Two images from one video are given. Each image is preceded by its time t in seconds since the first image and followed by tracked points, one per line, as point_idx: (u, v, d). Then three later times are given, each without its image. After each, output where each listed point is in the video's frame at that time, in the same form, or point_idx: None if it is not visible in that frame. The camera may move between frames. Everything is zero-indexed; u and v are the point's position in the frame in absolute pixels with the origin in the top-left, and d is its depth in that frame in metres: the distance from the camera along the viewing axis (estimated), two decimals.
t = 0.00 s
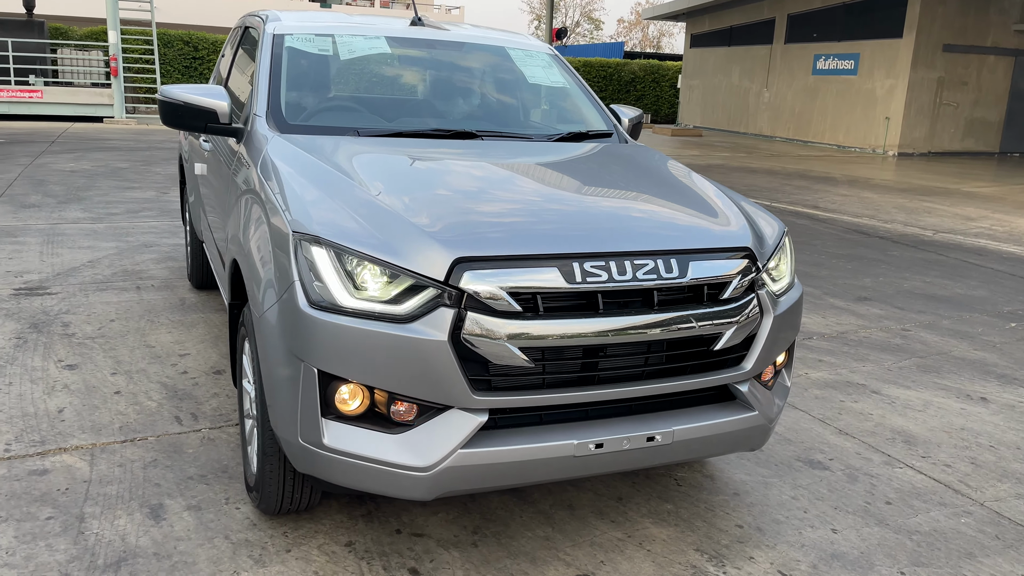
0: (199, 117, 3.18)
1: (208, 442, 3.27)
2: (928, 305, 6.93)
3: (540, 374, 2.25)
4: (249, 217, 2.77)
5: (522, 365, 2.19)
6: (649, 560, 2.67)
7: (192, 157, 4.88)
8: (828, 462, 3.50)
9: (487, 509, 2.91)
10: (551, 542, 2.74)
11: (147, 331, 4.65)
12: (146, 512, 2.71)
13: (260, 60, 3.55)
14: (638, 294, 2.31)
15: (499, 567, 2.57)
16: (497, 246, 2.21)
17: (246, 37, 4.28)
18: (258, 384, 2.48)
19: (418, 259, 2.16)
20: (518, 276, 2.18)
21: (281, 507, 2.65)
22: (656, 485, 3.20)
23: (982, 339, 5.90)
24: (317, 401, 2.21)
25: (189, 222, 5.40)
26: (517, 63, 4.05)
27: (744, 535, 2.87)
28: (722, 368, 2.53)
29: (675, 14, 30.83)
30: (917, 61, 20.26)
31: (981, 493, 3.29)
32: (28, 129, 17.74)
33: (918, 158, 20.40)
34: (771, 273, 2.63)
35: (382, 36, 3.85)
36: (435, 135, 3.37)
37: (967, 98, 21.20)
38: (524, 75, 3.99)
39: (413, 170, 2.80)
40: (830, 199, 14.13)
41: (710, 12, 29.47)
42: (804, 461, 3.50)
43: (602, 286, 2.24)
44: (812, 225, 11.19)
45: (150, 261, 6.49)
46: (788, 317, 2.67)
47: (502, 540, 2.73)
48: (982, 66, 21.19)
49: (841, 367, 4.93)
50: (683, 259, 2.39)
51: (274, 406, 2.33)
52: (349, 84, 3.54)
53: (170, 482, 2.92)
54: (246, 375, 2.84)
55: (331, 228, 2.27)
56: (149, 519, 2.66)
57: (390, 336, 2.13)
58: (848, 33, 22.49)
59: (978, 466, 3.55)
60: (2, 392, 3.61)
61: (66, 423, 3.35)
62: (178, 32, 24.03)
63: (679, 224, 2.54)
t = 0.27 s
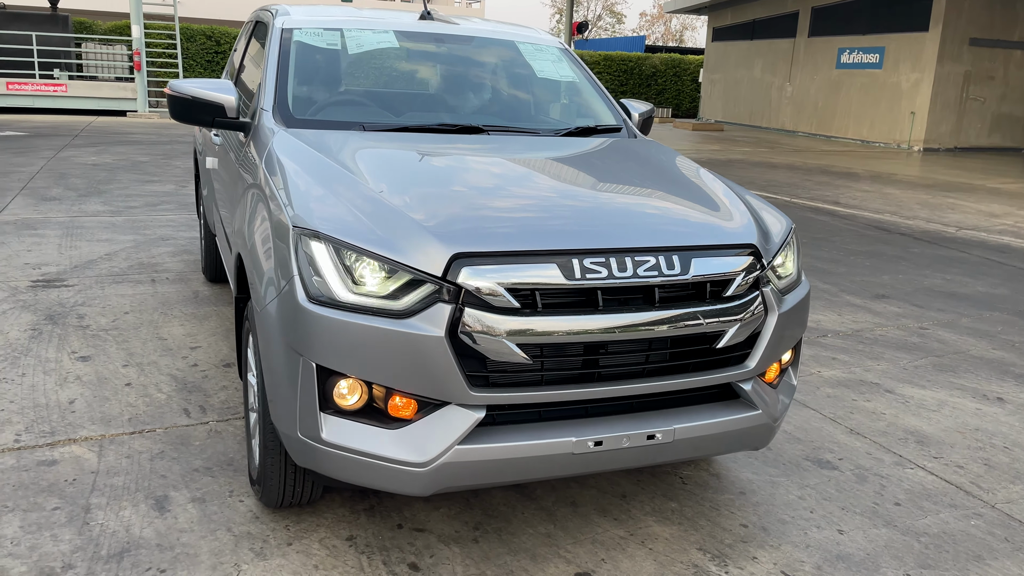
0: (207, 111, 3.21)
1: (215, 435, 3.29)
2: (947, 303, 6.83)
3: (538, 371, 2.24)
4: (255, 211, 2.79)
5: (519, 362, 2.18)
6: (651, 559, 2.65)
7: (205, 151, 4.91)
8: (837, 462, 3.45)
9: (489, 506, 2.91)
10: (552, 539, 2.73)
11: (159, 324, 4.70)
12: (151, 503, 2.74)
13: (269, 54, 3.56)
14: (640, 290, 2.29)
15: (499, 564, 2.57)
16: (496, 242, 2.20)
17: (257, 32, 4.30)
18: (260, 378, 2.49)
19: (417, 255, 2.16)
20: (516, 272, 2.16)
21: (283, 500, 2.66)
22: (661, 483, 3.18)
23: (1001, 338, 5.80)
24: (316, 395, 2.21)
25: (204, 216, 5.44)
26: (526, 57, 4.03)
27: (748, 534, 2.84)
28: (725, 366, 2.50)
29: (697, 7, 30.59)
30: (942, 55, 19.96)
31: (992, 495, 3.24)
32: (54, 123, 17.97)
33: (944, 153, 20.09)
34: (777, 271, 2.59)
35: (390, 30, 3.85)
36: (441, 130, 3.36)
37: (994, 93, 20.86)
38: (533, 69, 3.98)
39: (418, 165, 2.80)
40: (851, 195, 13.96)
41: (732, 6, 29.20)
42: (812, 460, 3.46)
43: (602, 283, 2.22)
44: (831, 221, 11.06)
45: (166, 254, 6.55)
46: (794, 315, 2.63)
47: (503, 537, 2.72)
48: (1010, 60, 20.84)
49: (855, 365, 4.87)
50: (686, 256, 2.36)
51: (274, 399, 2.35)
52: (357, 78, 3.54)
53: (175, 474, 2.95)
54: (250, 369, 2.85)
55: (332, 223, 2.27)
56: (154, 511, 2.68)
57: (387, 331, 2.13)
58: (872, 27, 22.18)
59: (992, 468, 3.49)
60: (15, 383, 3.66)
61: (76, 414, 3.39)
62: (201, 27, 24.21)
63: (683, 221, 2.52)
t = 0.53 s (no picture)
0: (218, 103, 3.24)
1: (225, 423, 3.34)
2: (970, 298, 6.72)
3: (537, 361, 2.24)
4: (262, 201, 2.82)
5: (517, 353, 2.19)
6: (652, 551, 2.65)
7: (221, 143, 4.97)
8: (847, 457, 3.42)
9: (492, 496, 2.92)
10: (554, 530, 2.74)
11: (175, 313, 4.76)
12: (160, 489, 2.78)
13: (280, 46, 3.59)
14: (640, 282, 2.28)
15: (500, 553, 2.58)
16: (496, 233, 2.21)
17: (270, 24, 4.33)
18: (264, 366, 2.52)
19: (417, 245, 2.17)
20: (516, 262, 2.17)
21: (287, 488, 2.69)
22: (666, 476, 3.17)
23: None
24: (317, 383, 2.23)
25: (220, 207, 5.49)
26: (537, 49, 4.02)
27: (752, 528, 2.83)
28: (729, 359, 2.49)
29: None
30: (971, 47, 19.60)
31: (1003, 492, 3.19)
32: (81, 116, 18.23)
33: (972, 147, 19.74)
34: (782, 264, 2.57)
35: (401, 22, 3.86)
36: (449, 121, 3.36)
37: None
38: (542, 60, 3.97)
39: (424, 156, 2.81)
40: (875, 188, 13.77)
41: None
42: (821, 455, 3.44)
43: (602, 274, 2.22)
44: (854, 216, 10.92)
45: (186, 244, 6.63)
46: (799, 308, 2.61)
47: (505, 527, 2.73)
48: None
49: (870, 360, 4.81)
50: (688, 248, 2.35)
51: (277, 388, 2.37)
52: (367, 69, 3.56)
53: (184, 461, 2.99)
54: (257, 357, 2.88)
55: (334, 213, 2.28)
56: (162, 497, 2.73)
57: (386, 321, 2.15)
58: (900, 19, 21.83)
59: (1005, 465, 3.44)
60: (33, 370, 3.74)
61: (90, 400, 3.46)
62: (225, 21, 24.41)
63: (687, 213, 2.50)
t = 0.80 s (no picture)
0: (232, 94, 3.26)
1: (238, 412, 3.37)
2: (995, 293, 6.60)
3: (541, 352, 2.24)
4: (273, 191, 2.84)
5: (521, 344, 2.19)
6: (659, 544, 2.64)
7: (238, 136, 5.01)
8: (861, 452, 3.38)
9: (500, 486, 2.93)
10: (561, 521, 2.74)
11: (193, 303, 4.82)
12: (172, 476, 2.82)
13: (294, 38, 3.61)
14: (646, 273, 2.28)
15: (506, 544, 2.59)
16: (501, 223, 2.20)
17: (286, 16, 4.36)
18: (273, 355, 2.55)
19: (422, 235, 2.17)
20: (520, 253, 2.17)
21: (297, 476, 2.72)
22: (676, 469, 3.15)
23: None
24: (322, 372, 2.25)
25: (239, 199, 5.54)
26: (552, 40, 4.01)
27: (761, 522, 2.81)
28: (737, 351, 2.47)
29: None
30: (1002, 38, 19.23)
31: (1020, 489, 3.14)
32: (108, 108, 18.48)
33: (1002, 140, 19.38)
34: (792, 255, 2.54)
35: (415, 13, 3.86)
36: (461, 112, 3.36)
37: None
38: (556, 51, 3.95)
39: (434, 146, 2.81)
40: (901, 181, 13.57)
41: None
42: (835, 450, 3.40)
43: (607, 265, 2.21)
44: (878, 209, 10.78)
45: (206, 236, 6.70)
46: (810, 301, 2.58)
47: (512, 517, 2.74)
48: None
49: (889, 355, 4.75)
50: (695, 239, 2.33)
51: (285, 376, 2.40)
52: (380, 60, 3.56)
53: (197, 449, 3.03)
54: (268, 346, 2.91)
55: (341, 203, 2.30)
56: (174, 484, 2.77)
57: (391, 310, 2.16)
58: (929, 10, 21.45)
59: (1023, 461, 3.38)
60: (53, 358, 3.81)
61: (108, 388, 3.51)
62: (249, 15, 24.59)
63: (696, 204, 2.48)
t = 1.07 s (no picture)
0: (252, 90, 3.27)
1: (258, 405, 3.40)
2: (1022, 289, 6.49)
3: (557, 348, 2.23)
4: (292, 187, 2.86)
5: (537, 340, 2.19)
6: (676, 541, 2.63)
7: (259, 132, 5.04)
8: (882, 450, 3.35)
9: (517, 482, 2.93)
10: (577, 516, 2.74)
11: (214, 298, 4.87)
12: (193, 469, 2.86)
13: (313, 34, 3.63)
14: (663, 269, 2.26)
15: (522, 539, 2.60)
16: (518, 219, 2.20)
17: (305, 12, 4.38)
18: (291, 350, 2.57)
19: (438, 231, 2.18)
20: (537, 248, 2.16)
21: (315, 470, 2.74)
22: (694, 466, 3.14)
23: None
24: (339, 366, 2.27)
25: (260, 194, 5.58)
26: (570, 34, 3.99)
27: (779, 519, 2.79)
28: (755, 348, 2.45)
29: None
30: None
31: None
32: (133, 104, 18.69)
33: None
34: (812, 251, 2.52)
35: (434, 8, 3.86)
36: (479, 107, 3.36)
37: None
38: (575, 46, 3.93)
39: (451, 142, 2.81)
40: (927, 176, 13.38)
41: None
42: (855, 447, 3.37)
43: (623, 261, 2.20)
44: (903, 204, 10.63)
45: (228, 231, 6.76)
46: (829, 297, 2.55)
47: (529, 513, 2.74)
48: None
49: (911, 352, 4.69)
50: (713, 235, 2.31)
51: (303, 370, 2.41)
52: (398, 55, 3.57)
53: (217, 442, 3.06)
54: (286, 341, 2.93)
55: (358, 199, 2.30)
56: (194, 476, 2.80)
57: (407, 305, 2.16)
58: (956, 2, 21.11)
59: None
60: (77, 352, 3.86)
61: (130, 381, 3.56)
62: (272, 11, 24.73)
63: (715, 199, 2.46)
